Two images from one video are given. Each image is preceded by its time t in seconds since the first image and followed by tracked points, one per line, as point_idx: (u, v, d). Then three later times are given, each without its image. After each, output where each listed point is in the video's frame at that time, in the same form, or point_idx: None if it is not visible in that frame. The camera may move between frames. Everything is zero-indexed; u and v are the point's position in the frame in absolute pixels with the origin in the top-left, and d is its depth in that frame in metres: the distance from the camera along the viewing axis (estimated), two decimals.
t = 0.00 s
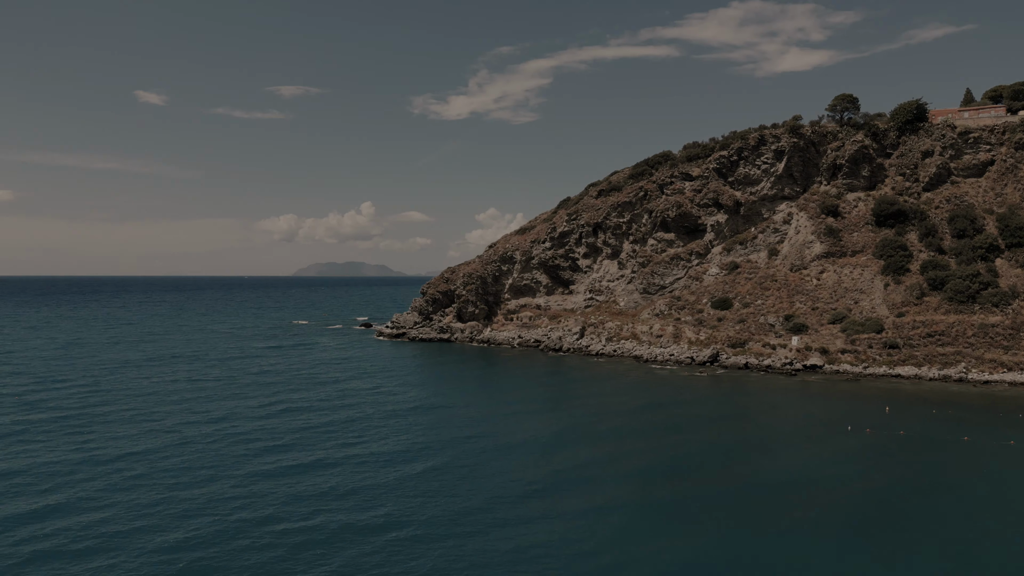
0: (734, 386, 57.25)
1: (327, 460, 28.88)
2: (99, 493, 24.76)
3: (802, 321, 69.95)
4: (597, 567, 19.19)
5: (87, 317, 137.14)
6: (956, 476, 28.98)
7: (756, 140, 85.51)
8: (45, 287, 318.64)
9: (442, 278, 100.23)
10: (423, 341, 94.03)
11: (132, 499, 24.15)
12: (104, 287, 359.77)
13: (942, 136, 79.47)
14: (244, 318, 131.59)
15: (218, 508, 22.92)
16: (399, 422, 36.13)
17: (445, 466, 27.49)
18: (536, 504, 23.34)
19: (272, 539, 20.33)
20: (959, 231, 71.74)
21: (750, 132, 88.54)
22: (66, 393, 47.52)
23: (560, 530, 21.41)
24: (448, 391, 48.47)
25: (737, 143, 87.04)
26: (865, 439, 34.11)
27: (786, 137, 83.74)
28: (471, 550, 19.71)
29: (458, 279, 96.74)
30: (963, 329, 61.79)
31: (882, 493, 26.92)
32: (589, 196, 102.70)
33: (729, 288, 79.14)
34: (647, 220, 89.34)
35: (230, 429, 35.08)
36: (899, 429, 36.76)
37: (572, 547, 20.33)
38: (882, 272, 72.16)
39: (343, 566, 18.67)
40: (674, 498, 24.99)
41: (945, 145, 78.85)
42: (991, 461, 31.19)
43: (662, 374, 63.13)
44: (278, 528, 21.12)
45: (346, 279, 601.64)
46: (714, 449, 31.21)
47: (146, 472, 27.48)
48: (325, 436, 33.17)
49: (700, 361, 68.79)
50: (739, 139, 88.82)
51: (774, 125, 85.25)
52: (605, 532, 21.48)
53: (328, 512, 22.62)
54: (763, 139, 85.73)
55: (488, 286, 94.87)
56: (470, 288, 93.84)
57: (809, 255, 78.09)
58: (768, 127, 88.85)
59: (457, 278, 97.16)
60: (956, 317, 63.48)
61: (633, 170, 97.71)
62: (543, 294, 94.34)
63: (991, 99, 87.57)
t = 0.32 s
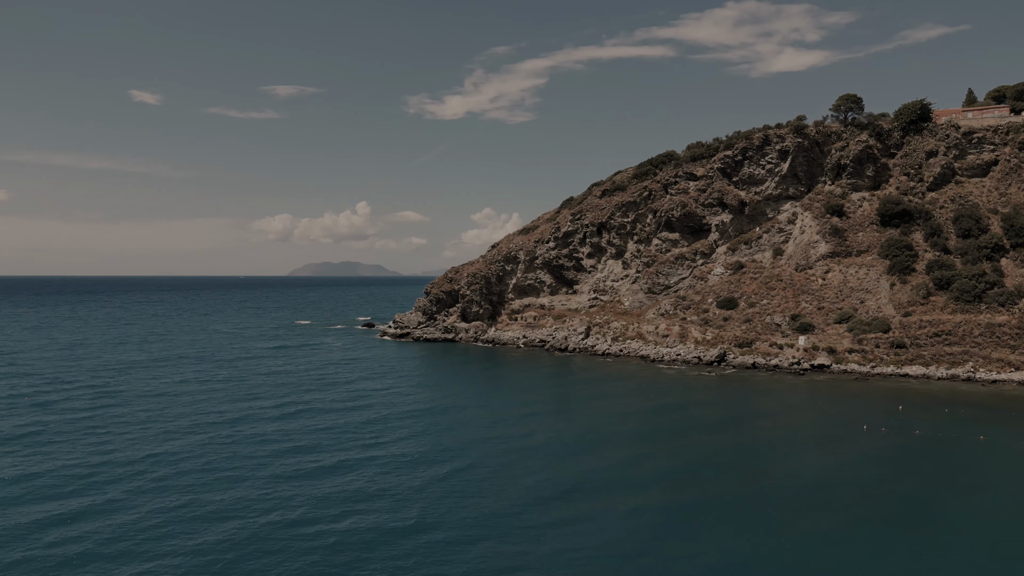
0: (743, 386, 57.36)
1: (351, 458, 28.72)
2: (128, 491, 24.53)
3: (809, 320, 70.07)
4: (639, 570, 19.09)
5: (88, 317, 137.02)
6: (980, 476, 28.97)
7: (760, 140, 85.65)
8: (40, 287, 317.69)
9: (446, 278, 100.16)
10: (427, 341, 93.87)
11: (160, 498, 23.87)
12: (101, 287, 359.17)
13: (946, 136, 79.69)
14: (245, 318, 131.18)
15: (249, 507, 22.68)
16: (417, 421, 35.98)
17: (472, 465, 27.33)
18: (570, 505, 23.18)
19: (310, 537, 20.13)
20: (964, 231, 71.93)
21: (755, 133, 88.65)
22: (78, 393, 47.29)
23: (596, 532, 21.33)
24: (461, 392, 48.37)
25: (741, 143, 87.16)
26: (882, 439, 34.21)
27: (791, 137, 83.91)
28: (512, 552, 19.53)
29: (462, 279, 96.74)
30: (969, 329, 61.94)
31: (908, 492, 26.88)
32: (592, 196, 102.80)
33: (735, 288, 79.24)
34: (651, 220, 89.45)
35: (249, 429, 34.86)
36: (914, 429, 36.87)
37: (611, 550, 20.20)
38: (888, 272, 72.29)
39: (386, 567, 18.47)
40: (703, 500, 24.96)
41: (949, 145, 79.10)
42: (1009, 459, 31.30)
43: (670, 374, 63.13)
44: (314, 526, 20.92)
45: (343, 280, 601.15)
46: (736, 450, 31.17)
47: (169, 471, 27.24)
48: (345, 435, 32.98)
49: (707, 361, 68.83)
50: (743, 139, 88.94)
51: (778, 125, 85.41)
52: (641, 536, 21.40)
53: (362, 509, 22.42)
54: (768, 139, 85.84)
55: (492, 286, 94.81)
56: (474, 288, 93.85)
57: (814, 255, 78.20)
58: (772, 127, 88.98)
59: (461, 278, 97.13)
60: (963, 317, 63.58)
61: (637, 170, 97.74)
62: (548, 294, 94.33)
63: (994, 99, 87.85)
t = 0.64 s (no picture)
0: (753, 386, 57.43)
1: (375, 458, 28.50)
2: (154, 494, 24.28)
3: (815, 320, 70.21)
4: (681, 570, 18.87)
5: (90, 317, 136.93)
6: (1005, 474, 28.85)
7: (765, 140, 85.71)
8: (35, 287, 316.36)
9: (450, 278, 100.06)
10: (432, 341, 93.76)
11: (187, 501, 23.61)
12: (98, 286, 358.68)
13: (950, 136, 79.94)
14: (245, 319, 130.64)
15: (279, 510, 22.41)
16: (436, 420, 35.82)
17: (498, 463, 27.14)
18: (603, 503, 22.97)
19: (345, 542, 19.88)
20: (970, 231, 72.10)
21: (759, 133, 88.74)
22: (90, 394, 47.06)
23: (632, 529, 21.12)
24: (474, 392, 48.26)
25: (746, 143, 87.25)
26: (897, 437, 34.32)
27: (796, 137, 84.09)
28: (551, 555, 19.30)
29: (466, 279, 96.70)
30: (976, 328, 62.07)
31: (936, 488, 26.74)
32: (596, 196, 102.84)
33: (740, 287, 79.38)
34: (656, 220, 89.50)
35: (268, 430, 34.62)
36: (931, 428, 36.88)
37: (644, 546, 20.12)
38: (894, 271, 72.43)
39: (426, 571, 18.24)
40: (733, 493, 24.77)
41: (953, 146, 79.36)
42: None
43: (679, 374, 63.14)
44: (348, 530, 20.67)
45: (341, 279, 600.98)
46: (759, 445, 31.04)
47: (194, 474, 26.98)
48: (366, 435, 32.75)
49: (714, 360, 68.88)
50: (747, 139, 89.00)
51: (783, 125, 85.49)
52: (676, 532, 21.22)
53: (393, 512, 22.16)
54: (772, 139, 85.96)
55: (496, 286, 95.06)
56: (479, 288, 93.83)
57: (819, 255, 78.36)
58: (777, 127, 89.09)
59: (465, 278, 97.07)
60: (970, 316, 63.69)
61: (641, 170, 97.85)
62: (551, 294, 94.47)
63: (997, 99, 88.12)
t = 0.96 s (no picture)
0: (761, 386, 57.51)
1: (401, 458, 28.26)
2: (182, 496, 24.05)
3: (822, 320, 70.31)
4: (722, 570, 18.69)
5: (92, 317, 136.79)
6: None
7: (769, 140, 85.82)
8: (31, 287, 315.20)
9: (453, 278, 99.97)
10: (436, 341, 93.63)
11: (215, 502, 23.34)
12: (95, 286, 357.38)
13: (955, 136, 80.18)
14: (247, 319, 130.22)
15: (311, 510, 22.20)
16: (455, 420, 35.69)
17: (525, 463, 26.98)
18: (633, 504, 22.82)
19: (384, 543, 19.65)
20: (975, 231, 72.26)
21: (764, 133, 88.82)
22: (102, 394, 46.87)
23: (666, 532, 20.96)
24: (486, 392, 48.17)
25: (750, 143, 87.33)
26: (913, 437, 34.40)
27: (800, 137, 84.26)
28: (590, 556, 19.11)
29: (470, 279, 96.64)
30: (983, 328, 62.18)
31: (960, 488, 26.69)
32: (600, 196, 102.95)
33: (746, 287, 79.48)
34: (660, 219, 89.57)
35: (287, 430, 34.39)
36: (945, 429, 36.93)
37: (678, 545, 20.10)
38: (899, 271, 72.58)
39: (464, 570, 18.15)
40: (763, 496, 24.64)
41: (958, 146, 79.60)
42: None
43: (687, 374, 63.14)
44: (385, 531, 20.45)
45: (338, 279, 600.03)
46: (781, 447, 30.97)
47: (219, 474, 26.75)
48: (387, 435, 32.57)
49: (722, 360, 68.91)
50: (752, 139, 89.06)
51: (787, 125, 85.62)
52: (711, 534, 21.07)
53: (428, 511, 21.94)
54: (777, 139, 86.05)
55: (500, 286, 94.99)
56: (483, 288, 93.80)
57: (825, 255, 78.51)
58: (781, 127, 89.21)
59: (469, 278, 97.04)
60: (976, 316, 63.82)
61: (645, 170, 97.96)
62: (555, 294, 94.47)
63: (1000, 100, 88.43)
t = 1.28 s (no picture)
0: (771, 386, 57.60)
1: (427, 459, 28.11)
2: (211, 498, 23.81)
3: (828, 319, 70.44)
4: (764, 573, 18.59)
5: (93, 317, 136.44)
6: None
7: (774, 140, 85.87)
8: (27, 287, 314.18)
9: (458, 278, 99.88)
10: (440, 341, 93.58)
11: (245, 504, 23.09)
12: (91, 286, 355.88)
13: (959, 136, 80.36)
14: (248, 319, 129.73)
15: (344, 512, 22.00)
16: (474, 420, 35.58)
17: (553, 465, 26.88)
18: (663, 506, 22.79)
19: (423, 546, 19.45)
20: (980, 230, 72.39)
21: (768, 132, 88.86)
22: (114, 395, 46.61)
23: (703, 533, 20.87)
24: (499, 392, 48.15)
25: (755, 143, 87.39)
26: (930, 436, 34.54)
27: (805, 137, 84.35)
28: (631, 559, 18.99)
29: (474, 278, 96.55)
30: (989, 327, 62.32)
31: (985, 486, 26.69)
32: (603, 196, 103.00)
33: (751, 287, 79.60)
34: (665, 219, 89.59)
35: (305, 430, 34.25)
36: (961, 428, 37.02)
37: (711, 545, 20.10)
38: (905, 271, 72.71)
39: (504, 571, 18.08)
40: (794, 495, 24.58)
41: (962, 146, 79.75)
42: None
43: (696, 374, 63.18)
44: (422, 533, 20.26)
45: (334, 279, 598.95)
46: (804, 447, 30.94)
47: (245, 476, 26.52)
48: (409, 435, 32.42)
49: (729, 360, 69.01)
50: (756, 139, 89.08)
51: (792, 125, 85.66)
52: (747, 534, 20.98)
53: (463, 513, 21.78)
54: (782, 139, 86.13)
55: (504, 286, 95.04)
56: (488, 288, 93.73)
57: (830, 255, 78.63)
58: (785, 127, 89.26)
59: (473, 277, 96.95)
60: (983, 315, 63.92)
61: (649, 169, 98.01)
62: (559, 294, 94.56)
63: (1003, 100, 88.66)
